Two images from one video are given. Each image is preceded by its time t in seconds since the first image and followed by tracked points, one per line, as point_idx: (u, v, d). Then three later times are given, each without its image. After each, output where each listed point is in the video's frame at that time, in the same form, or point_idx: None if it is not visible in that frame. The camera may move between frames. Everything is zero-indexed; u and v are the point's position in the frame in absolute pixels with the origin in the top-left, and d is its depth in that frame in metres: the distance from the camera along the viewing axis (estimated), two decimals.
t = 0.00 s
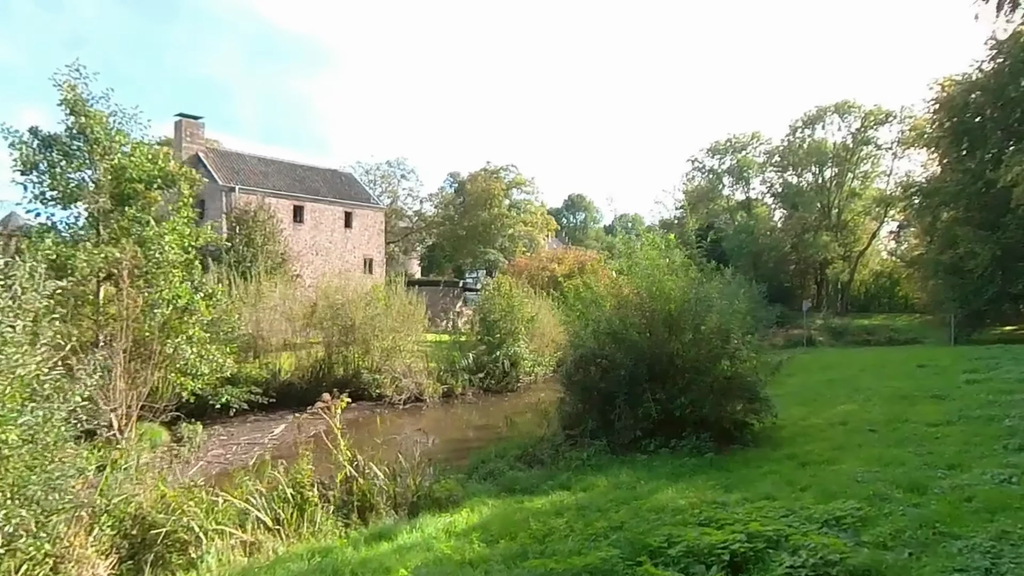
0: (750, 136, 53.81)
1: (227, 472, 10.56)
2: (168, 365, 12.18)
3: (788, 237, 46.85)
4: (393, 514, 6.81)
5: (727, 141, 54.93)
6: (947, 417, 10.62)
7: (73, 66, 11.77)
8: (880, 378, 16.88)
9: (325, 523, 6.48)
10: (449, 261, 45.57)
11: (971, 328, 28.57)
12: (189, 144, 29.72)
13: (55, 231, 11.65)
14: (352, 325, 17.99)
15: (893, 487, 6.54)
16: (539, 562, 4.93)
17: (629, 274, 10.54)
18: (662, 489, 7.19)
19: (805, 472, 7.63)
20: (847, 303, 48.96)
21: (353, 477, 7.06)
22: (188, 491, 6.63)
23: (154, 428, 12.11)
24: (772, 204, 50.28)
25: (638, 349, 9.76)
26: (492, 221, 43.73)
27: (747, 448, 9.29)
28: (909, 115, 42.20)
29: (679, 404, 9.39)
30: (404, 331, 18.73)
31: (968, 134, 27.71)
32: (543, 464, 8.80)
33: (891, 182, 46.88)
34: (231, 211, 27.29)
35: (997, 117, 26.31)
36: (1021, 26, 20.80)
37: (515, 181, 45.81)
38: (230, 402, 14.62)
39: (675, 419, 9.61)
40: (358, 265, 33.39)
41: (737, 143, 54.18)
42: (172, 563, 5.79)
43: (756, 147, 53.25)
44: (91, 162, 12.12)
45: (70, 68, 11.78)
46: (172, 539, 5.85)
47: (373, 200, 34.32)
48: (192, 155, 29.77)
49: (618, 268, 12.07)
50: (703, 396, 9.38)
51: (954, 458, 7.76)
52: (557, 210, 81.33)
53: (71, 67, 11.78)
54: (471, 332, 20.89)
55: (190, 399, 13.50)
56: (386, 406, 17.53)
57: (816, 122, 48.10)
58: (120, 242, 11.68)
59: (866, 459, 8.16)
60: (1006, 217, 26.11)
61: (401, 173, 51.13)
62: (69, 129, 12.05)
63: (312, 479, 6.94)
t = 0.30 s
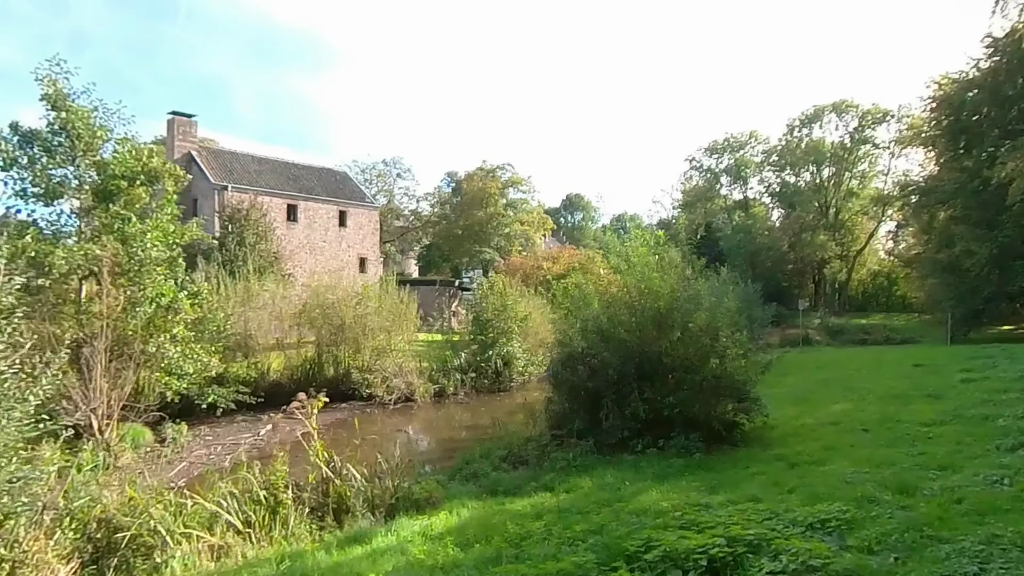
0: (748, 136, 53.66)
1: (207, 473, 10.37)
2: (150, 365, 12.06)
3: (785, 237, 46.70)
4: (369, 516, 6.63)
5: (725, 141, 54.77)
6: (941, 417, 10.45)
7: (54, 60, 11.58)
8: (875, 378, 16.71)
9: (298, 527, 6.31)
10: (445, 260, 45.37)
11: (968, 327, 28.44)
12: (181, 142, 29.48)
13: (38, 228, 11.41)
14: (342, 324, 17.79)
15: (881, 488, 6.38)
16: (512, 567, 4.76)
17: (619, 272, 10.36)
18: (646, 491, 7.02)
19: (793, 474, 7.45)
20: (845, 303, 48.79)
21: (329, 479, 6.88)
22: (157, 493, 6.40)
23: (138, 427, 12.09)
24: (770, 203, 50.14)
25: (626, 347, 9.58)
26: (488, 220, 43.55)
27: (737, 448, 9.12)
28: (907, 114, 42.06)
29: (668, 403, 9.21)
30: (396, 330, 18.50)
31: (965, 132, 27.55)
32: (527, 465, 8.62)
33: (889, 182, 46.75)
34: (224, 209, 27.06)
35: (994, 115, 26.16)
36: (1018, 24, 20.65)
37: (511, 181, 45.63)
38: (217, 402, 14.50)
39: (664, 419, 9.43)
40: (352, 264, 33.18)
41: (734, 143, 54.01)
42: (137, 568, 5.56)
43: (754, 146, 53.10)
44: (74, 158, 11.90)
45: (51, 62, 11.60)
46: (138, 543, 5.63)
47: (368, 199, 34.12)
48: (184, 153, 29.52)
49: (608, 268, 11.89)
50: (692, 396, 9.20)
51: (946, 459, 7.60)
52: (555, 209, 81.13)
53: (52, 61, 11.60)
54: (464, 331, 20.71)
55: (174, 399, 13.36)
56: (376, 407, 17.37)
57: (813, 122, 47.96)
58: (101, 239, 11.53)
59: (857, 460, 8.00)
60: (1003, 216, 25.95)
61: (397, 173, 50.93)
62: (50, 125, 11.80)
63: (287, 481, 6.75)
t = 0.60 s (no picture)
0: (745, 135, 53.46)
1: (184, 479, 10.08)
2: (129, 368, 11.74)
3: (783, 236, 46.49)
4: (345, 526, 6.33)
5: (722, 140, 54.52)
6: (939, 419, 10.20)
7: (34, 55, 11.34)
8: (872, 379, 16.46)
9: (269, 538, 5.98)
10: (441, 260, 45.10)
11: (966, 327, 28.24)
12: (172, 140, 29.18)
13: (16, 226, 11.11)
14: (331, 325, 17.49)
15: (878, 496, 6.11)
16: None
17: (610, 271, 10.09)
18: (633, 499, 6.75)
19: (787, 481, 7.18)
20: (843, 302, 48.61)
21: (304, 487, 6.59)
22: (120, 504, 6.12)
23: (117, 429, 11.83)
24: (767, 202, 49.93)
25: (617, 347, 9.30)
26: (483, 220, 43.31)
27: (730, 452, 8.86)
28: (905, 113, 41.88)
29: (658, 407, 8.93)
30: (387, 330, 18.20)
31: (963, 131, 27.32)
32: (513, 470, 8.34)
33: (887, 181, 46.58)
34: (215, 208, 26.77)
35: (993, 114, 25.93)
36: (1017, 20, 20.41)
37: (507, 180, 45.39)
38: (202, 404, 14.28)
39: (655, 422, 9.15)
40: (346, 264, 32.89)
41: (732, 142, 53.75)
42: None
43: (751, 145, 52.87)
44: (53, 155, 11.63)
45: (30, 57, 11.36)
46: (96, 557, 5.35)
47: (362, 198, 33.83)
48: (175, 151, 29.23)
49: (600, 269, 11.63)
50: (685, 398, 8.93)
51: (944, 465, 7.35)
52: (552, 209, 80.92)
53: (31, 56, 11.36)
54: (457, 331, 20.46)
55: (156, 402, 13.08)
56: (366, 409, 17.11)
57: (811, 121, 47.74)
58: (80, 237, 11.22)
59: (853, 465, 7.75)
60: (1001, 215, 25.76)
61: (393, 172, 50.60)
62: (28, 121, 11.49)
63: (258, 489, 6.43)
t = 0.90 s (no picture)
0: (744, 135, 53.19)
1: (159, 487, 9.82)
2: (106, 374, 11.47)
3: (783, 236, 46.22)
4: (316, 542, 6.04)
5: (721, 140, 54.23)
6: (938, 426, 9.93)
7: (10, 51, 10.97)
8: (871, 382, 16.19)
9: (235, 556, 5.63)
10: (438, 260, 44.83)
11: (966, 329, 27.98)
12: (163, 140, 28.89)
13: None
14: (319, 327, 17.18)
15: (874, 511, 5.83)
16: None
17: (600, 275, 9.83)
18: (619, 513, 6.47)
19: (780, 493, 6.90)
20: (842, 303, 48.37)
21: (274, 500, 6.28)
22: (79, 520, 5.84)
23: (93, 436, 11.58)
24: (766, 203, 49.67)
25: (606, 353, 9.03)
26: (480, 220, 43.06)
27: (722, 461, 8.56)
28: (905, 113, 41.61)
29: (648, 414, 8.64)
30: (378, 332, 17.89)
31: (963, 131, 27.07)
32: (497, 480, 8.04)
33: (886, 181, 46.39)
34: (206, 208, 26.47)
35: (992, 114, 25.66)
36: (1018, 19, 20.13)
37: (504, 180, 45.13)
38: (185, 408, 14.01)
39: (645, 430, 8.85)
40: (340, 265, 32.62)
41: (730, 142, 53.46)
42: None
43: (750, 145, 52.60)
44: (30, 155, 11.36)
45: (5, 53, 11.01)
46: None
47: (356, 198, 33.55)
48: (167, 151, 28.95)
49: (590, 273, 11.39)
50: (676, 405, 8.62)
51: (944, 476, 7.06)
52: (551, 209, 80.59)
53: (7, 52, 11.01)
54: (449, 333, 20.17)
55: (137, 407, 12.77)
56: (355, 413, 16.82)
57: (810, 121, 47.50)
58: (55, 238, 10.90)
59: (849, 476, 7.45)
60: (1001, 215, 25.51)
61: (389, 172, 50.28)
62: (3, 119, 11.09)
63: (226, 503, 6.10)
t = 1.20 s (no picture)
0: (741, 136, 53.03)
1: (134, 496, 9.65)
2: (84, 380, 11.23)
3: (780, 237, 46.03)
4: (284, 558, 5.83)
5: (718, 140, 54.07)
6: (931, 433, 9.74)
7: None
8: (865, 386, 16.01)
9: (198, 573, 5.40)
10: (433, 261, 44.61)
11: (962, 330, 27.83)
12: (155, 140, 28.61)
13: None
14: (307, 331, 16.89)
15: (861, 526, 5.64)
16: None
17: (588, 279, 9.63)
18: (600, 526, 6.27)
19: (766, 505, 6.70)
20: (839, 304, 48.24)
21: (242, 514, 6.07)
22: (38, 536, 5.64)
23: (73, 442, 11.42)
24: (763, 203, 49.52)
25: (592, 359, 8.77)
26: (475, 221, 42.88)
27: (710, 470, 8.37)
28: (902, 113, 41.48)
29: (633, 422, 8.43)
30: (368, 335, 17.67)
31: (959, 132, 26.92)
32: (478, 491, 7.82)
33: (883, 182, 46.30)
34: (196, 209, 26.22)
35: (989, 114, 25.49)
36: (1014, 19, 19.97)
37: (499, 181, 44.97)
38: (169, 413, 13.84)
39: (631, 438, 8.63)
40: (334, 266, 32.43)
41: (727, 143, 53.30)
42: None
43: (747, 146, 52.46)
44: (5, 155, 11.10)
45: None
46: None
47: (350, 199, 33.34)
48: (158, 152, 28.67)
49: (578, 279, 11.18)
50: (662, 412, 8.43)
51: (936, 487, 6.87)
52: (548, 210, 80.37)
53: None
54: (441, 335, 19.96)
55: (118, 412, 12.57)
56: (343, 417, 16.61)
57: (807, 121, 47.36)
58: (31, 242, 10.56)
59: (839, 486, 7.27)
60: (998, 217, 25.35)
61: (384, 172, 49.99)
62: None
63: (191, 518, 5.88)
